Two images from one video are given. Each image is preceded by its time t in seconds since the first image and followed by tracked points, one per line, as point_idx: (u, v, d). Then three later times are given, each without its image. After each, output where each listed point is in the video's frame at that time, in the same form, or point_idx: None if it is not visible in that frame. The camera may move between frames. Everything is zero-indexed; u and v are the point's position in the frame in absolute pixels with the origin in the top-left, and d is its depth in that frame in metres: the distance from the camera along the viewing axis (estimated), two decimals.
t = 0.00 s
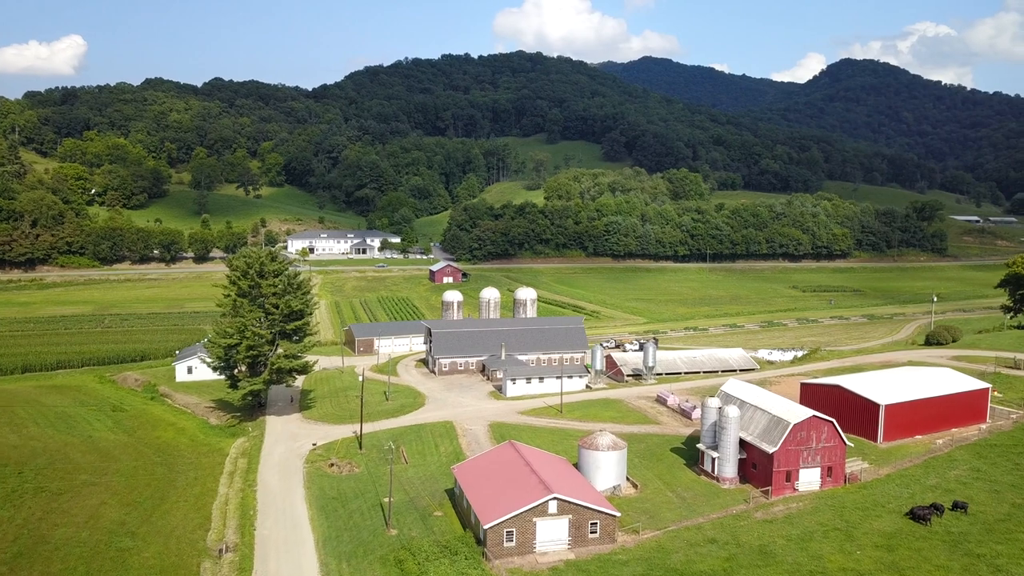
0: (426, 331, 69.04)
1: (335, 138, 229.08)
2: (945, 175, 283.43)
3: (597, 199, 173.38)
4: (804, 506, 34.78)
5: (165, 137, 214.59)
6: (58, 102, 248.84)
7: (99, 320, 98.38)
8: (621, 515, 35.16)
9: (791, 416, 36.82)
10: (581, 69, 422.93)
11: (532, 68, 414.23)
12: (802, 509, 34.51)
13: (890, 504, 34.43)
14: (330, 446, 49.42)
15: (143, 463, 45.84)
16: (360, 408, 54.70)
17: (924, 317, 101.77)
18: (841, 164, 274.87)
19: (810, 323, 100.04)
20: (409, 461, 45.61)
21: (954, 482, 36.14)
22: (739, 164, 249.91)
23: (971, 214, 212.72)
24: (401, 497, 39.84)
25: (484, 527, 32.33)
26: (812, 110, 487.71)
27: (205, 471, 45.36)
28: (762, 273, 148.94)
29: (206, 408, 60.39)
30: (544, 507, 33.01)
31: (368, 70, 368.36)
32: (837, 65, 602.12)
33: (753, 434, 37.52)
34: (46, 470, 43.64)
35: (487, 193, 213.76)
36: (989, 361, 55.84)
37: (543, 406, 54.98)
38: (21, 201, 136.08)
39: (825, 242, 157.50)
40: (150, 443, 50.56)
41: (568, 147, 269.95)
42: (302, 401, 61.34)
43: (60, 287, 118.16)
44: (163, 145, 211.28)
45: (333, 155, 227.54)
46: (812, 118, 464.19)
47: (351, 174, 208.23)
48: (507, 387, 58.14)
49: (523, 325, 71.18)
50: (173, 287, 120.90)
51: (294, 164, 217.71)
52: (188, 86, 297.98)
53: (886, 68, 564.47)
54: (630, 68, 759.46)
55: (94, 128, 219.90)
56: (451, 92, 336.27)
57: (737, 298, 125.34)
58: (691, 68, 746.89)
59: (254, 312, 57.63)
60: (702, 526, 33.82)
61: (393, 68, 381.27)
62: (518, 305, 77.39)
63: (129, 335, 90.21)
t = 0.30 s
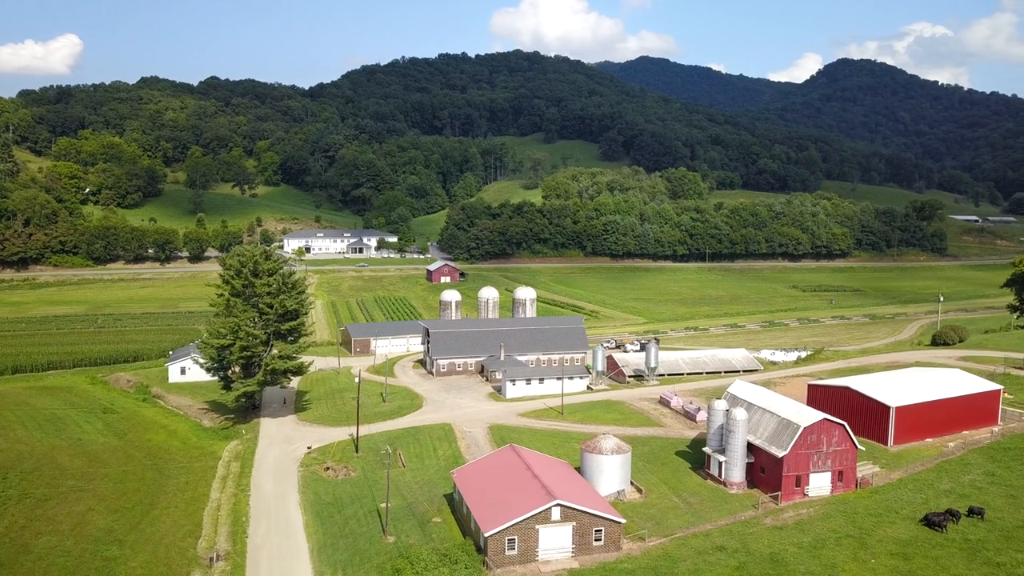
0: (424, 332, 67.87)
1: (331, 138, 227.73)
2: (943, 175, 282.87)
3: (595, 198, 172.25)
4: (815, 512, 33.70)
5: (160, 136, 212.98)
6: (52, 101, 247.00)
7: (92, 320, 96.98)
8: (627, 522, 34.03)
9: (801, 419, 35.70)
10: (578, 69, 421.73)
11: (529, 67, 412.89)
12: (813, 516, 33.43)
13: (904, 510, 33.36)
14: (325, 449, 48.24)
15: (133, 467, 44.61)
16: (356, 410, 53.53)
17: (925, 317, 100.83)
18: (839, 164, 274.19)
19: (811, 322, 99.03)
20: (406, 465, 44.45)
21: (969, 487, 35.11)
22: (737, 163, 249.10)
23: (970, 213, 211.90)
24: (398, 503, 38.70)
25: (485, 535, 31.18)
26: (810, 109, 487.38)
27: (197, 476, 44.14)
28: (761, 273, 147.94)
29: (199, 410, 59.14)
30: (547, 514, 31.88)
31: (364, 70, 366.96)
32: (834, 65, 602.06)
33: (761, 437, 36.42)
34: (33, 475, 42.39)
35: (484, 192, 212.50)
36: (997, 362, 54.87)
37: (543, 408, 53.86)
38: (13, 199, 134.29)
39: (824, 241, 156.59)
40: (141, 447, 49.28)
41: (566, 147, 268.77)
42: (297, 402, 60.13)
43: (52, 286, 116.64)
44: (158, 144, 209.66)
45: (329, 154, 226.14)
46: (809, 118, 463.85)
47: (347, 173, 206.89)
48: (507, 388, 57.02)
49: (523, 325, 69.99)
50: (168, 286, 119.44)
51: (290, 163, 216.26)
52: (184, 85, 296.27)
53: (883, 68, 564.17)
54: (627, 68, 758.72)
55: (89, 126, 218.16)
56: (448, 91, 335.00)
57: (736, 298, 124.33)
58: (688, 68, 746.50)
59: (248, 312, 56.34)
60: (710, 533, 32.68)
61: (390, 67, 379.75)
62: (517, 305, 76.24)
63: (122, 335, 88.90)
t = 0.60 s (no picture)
0: (422, 332, 66.66)
1: (328, 137, 226.53)
2: (941, 174, 282.27)
3: (593, 197, 171.26)
4: (827, 518, 32.59)
5: (155, 134, 211.33)
6: (47, 99, 245.18)
7: (85, 320, 95.53)
8: (632, 529, 32.86)
9: (811, 421, 34.58)
10: (575, 68, 420.78)
11: (526, 66, 411.81)
12: (825, 522, 32.31)
13: (918, 516, 32.28)
14: (320, 452, 47.04)
15: (122, 472, 43.35)
16: (353, 412, 52.33)
17: (927, 317, 99.95)
18: (837, 164, 273.60)
19: (812, 322, 98.10)
20: (404, 469, 43.25)
21: (985, 492, 34.03)
22: (734, 163, 248.41)
23: (968, 213, 211.23)
24: (395, 509, 37.53)
25: (486, 543, 30.05)
26: (807, 109, 486.87)
27: (188, 480, 42.89)
28: (761, 272, 146.95)
29: (192, 412, 57.87)
30: (550, 521, 30.76)
31: (361, 69, 365.47)
32: (831, 65, 601.76)
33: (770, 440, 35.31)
34: (18, 480, 41.16)
35: (482, 191, 211.27)
36: (1006, 362, 53.83)
37: (544, 410, 52.72)
38: (6, 198, 132.14)
39: (824, 241, 155.83)
40: (131, 450, 48.02)
41: (563, 146, 267.64)
42: (292, 404, 58.89)
43: (45, 286, 115.04)
44: (153, 143, 208.06)
45: (326, 153, 224.70)
46: (806, 117, 463.36)
47: (344, 173, 205.59)
48: (506, 390, 55.87)
49: (522, 324, 68.82)
50: (162, 286, 117.95)
51: (287, 162, 214.82)
52: (179, 84, 294.61)
53: (880, 68, 563.99)
54: (624, 67, 757.93)
55: (84, 125, 216.43)
56: (445, 90, 333.75)
57: (736, 297, 123.38)
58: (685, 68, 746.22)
59: (241, 312, 55.10)
60: (719, 540, 31.53)
61: (387, 67, 378.32)
62: (516, 305, 75.05)
63: (115, 335, 87.55)
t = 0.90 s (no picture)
0: (419, 331, 65.48)
1: (324, 135, 225.42)
2: (938, 173, 281.77)
3: (591, 196, 170.37)
4: (839, 525, 31.51)
5: (150, 133, 209.73)
6: (41, 98, 243.41)
7: (77, 320, 94.17)
8: (639, 536, 31.75)
9: (823, 424, 33.48)
10: (572, 67, 420.06)
11: (523, 65, 410.78)
12: (838, 529, 31.23)
13: (934, 522, 31.21)
14: (316, 456, 45.87)
15: (111, 476, 42.13)
16: (349, 414, 51.13)
17: (929, 317, 99.11)
18: (835, 163, 272.99)
19: (813, 322, 97.12)
20: (402, 473, 42.10)
21: (1001, 498, 32.96)
22: (732, 162, 247.73)
23: (967, 212, 210.55)
24: (392, 515, 36.40)
25: (487, 551, 28.96)
26: (804, 108, 486.12)
27: (179, 485, 41.70)
28: (760, 272, 145.97)
29: (184, 414, 56.64)
30: (554, 529, 29.64)
31: (358, 68, 364.02)
32: (827, 65, 601.75)
33: (779, 443, 34.22)
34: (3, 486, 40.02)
35: (479, 190, 210.13)
36: (1016, 363, 52.81)
37: (545, 412, 51.61)
38: None
39: (823, 240, 155.14)
40: (121, 454, 46.78)
41: (561, 145, 266.51)
42: (287, 406, 57.65)
43: (37, 285, 113.58)
44: (148, 141, 206.48)
45: (322, 152, 223.40)
46: (804, 117, 462.85)
47: (340, 172, 204.31)
48: (506, 391, 54.74)
49: (521, 324, 67.68)
50: (157, 286, 116.58)
51: (283, 161, 213.43)
52: (175, 83, 293.14)
53: (877, 67, 563.78)
54: (621, 67, 757.12)
55: (78, 124, 214.72)
56: (442, 89, 332.30)
57: (736, 297, 122.41)
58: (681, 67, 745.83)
59: (235, 312, 53.85)
60: (728, 548, 30.42)
61: (384, 65, 376.79)
62: (515, 305, 73.86)
63: (108, 335, 86.26)
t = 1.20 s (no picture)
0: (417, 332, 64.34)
1: (321, 135, 224.08)
2: (936, 173, 281.16)
3: (589, 195, 169.41)
4: (853, 532, 30.44)
5: (146, 132, 208.06)
6: (36, 96, 241.64)
7: (70, 320, 92.78)
8: (647, 544, 30.65)
9: (835, 427, 32.42)
10: (570, 67, 419.07)
11: (521, 64, 409.61)
12: (851, 536, 30.19)
13: (951, 529, 30.15)
14: (311, 459, 44.71)
15: (100, 481, 40.97)
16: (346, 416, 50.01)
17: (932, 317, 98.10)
18: (833, 163, 272.11)
19: (814, 322, 96.14)
20: (400, 478, 40.97)
21: (1019, 504, 31.92)
22: (730, 162, 246.99)
23: (966, 212, 209.79)
24: (390, 521, 35.30)
25: (489, 561, 27.90)
26: (802, 108, 485.22)
27: (171, 490, 40.48)
28: (760, 272, 144.98)
29: (177, 417, 55.42)
30: (559, 537, 28.58)
31: (354, 67, 362.51)
32: (825, 65, 601.61)
33: (791, 447, 33.15)
34: None
35: (477, 189, 208.95)
36: None
37: (546, 414, 50.50)
38: None
39: (823, 240, 154.29)
40: (110, 458, 45.58)
41: (559, 145, 265.41)
42: (282, 408, 56.48)
43: (30, 285, 112.08)
44: (143, 140, 204.84)
45: (319, 151, 222.03)
46: (801, 117, 462.35)
47: (337, 171, 202.95)
48: (506, 393, 53.61)
49: (521, 324, 66.58)
50: (151, 285, 115.15)
51: (279, 160, 211.89)
52: (170, 81, 291.49)
53: (874, 67, 563.49)
54: (618, 67, 756.45)
55: (73, 122, 213.02)
56: (439, 88, 331.02)
57: (736, 297, 121.34)
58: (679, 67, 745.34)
59: (228, 311, 52.62)
60: (739, 556, 29.33)
61: (381, 64, 375.27)
62: (515, 304, 72.70)
63: (101, 335, 84.90)
